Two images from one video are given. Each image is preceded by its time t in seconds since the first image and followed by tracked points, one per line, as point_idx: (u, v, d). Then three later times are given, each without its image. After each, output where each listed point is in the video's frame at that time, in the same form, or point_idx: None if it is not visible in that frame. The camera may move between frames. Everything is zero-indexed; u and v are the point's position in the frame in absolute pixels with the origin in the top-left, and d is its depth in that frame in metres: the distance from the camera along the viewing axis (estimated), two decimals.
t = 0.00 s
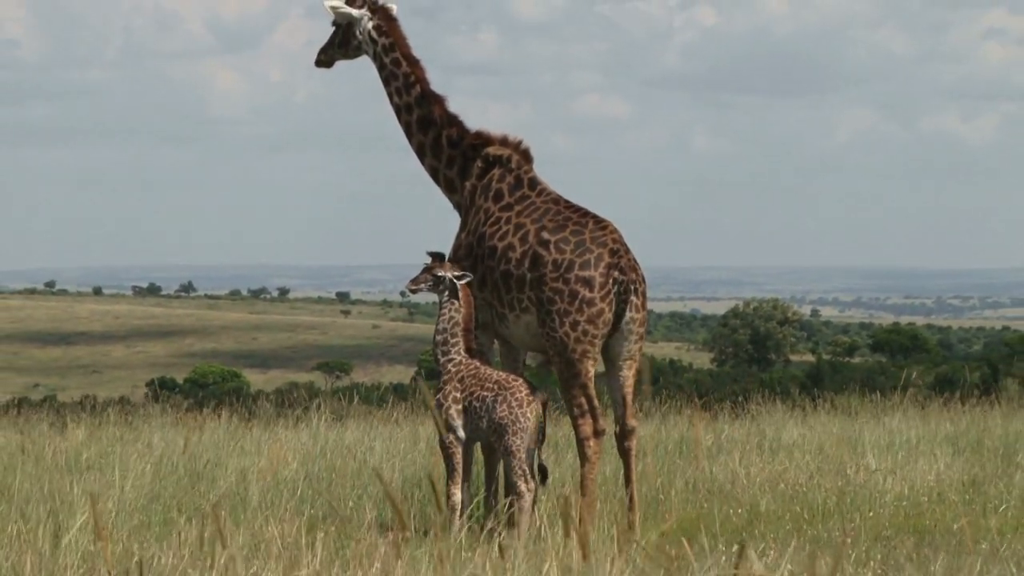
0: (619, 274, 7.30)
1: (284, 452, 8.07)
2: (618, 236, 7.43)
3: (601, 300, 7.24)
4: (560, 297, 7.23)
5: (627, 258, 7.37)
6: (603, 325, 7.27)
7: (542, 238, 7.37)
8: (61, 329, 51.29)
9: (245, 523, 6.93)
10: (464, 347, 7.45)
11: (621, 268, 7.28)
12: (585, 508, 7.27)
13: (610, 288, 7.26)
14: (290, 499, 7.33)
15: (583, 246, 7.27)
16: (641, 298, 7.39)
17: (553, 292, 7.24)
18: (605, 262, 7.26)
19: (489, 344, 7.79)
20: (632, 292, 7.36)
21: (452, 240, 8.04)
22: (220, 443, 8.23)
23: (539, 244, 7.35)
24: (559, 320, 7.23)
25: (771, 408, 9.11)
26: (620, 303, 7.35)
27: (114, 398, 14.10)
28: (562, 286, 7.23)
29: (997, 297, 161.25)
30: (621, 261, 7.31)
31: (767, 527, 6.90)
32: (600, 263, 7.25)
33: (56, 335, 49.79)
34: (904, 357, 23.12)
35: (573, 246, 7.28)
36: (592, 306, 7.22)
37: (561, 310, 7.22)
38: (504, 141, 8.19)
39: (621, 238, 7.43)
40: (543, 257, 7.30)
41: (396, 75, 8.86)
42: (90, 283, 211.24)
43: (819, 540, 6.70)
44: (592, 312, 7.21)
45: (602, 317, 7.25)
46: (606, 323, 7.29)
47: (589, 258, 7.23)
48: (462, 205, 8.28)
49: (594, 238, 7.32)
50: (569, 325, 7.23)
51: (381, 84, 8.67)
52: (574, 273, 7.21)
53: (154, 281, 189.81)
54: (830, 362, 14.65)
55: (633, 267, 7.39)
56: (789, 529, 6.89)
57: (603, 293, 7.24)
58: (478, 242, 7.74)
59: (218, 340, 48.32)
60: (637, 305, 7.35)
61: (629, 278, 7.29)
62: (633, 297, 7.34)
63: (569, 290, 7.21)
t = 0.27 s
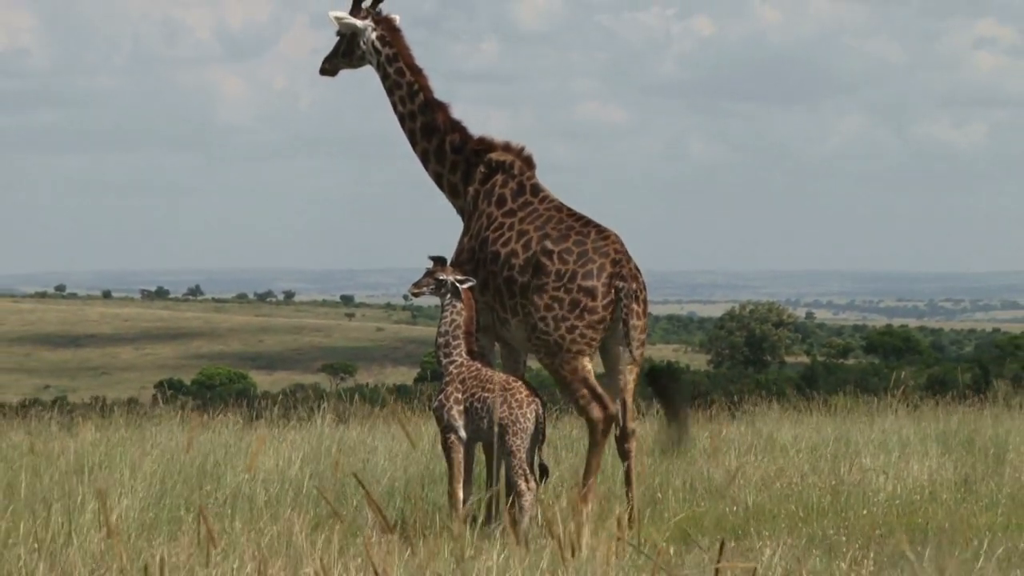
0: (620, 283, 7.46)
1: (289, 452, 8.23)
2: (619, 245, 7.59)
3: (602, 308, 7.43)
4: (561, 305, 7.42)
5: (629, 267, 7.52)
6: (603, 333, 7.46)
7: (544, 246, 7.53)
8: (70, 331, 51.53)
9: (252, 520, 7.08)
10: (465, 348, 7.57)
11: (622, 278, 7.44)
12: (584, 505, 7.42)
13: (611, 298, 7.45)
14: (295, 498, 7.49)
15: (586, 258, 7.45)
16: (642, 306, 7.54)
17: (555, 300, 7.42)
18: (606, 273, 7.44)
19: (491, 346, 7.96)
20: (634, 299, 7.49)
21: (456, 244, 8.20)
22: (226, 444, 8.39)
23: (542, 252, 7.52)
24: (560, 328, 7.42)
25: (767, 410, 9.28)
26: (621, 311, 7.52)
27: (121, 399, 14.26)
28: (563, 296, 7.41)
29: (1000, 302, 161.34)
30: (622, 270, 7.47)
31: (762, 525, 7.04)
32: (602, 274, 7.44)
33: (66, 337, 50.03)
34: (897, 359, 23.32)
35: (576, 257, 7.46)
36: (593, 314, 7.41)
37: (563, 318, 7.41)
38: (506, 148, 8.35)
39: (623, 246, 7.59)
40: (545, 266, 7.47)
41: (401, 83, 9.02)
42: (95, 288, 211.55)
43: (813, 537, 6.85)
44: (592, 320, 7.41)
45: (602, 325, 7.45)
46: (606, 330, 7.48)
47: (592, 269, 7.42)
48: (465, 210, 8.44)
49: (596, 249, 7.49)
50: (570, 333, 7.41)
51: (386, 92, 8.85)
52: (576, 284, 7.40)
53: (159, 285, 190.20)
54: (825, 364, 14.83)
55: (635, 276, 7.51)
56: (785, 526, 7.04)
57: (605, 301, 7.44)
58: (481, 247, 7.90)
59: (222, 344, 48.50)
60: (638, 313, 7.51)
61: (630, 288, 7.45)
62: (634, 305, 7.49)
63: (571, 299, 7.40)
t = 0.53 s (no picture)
0: (617, 283, 7.61)
1: (294, 451, 8.39)
2: (616, 245, 7.74)
3: (600, 307, 7.56)
4: (559, 304, 7.56)
5: (625, 268, 7.66)
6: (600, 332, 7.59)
7: (542, 247, 7.68)
8: (76, 331, 51.73)
9: (258, 517, 7.23)
10: (466, 348, 7.72)
11: (619, 278, 7.58)
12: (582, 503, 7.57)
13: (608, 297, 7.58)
14: (300, 495, 7.64)
15: (583, 257, 7.59)
16: (639, 305, 7.69)
17: (553, 299, 7.56)
18: (604, 272, 7.57)
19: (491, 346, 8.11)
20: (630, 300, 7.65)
21: (456, 246, 8.36)
22: (232, 442, 8.55)
23: (540, 253, 7.67)
24: (558, 326, 7.56)
25: (763, 410, 9.43)
26: (619, 310, 7.66)
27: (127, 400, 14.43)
28: (561, 295, 7.55)
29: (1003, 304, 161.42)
30: (619, 271, 7.61)
31: (757, 523, 7.18)
32: (599, 274, 7.56)
33: (73, 338, 50.24)
34: (893, 360, 23.51)
35: (573, 257, 7.60)
36: (590, 313, 7.54)
37: (561, 317, 7.55)
38: (506, 152, 8.50)
39: (620, 247, 7.74)
40: (543, 265, 7.62)
41: (403, 86, 9.17)
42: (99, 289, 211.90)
43: (807, 535, 6.98)
44: (590, 319, 7.54)
45: (599, 324, 7.58)
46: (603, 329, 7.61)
47: (589, 268, 7.55)
48: (466, 213, 8.60)
49: (593, 249, 7.63)
50: (568, 332, 7.56)
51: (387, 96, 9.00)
52: (575, 284, 7.53)
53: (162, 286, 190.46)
54: (820, 365, 15.00)
55: (632, 276, 7.67)
56: (780, 524, 7.18)
57: (604, 300, 7.55)
58: (480, 249, 8.05)
59: (227, 345, 48.69)
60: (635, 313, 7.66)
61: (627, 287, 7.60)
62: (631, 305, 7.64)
63: (569, 298, 7.54)
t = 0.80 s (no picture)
0: (613, 288, 7.69)
1: (295, 454, 8.46)
2: (611, 251, 7.81)
3: (594, 312, 7.63)
4: (555, 308, 7.63)
5: (621, 272, 7.74)
6: (596, 336, 7.66)
7: (539, 251, 7.75)
8: (78, 334, 51.82)
9: (261, 518, 7.31)
10: (466, 351, 7.79)
11: (615, 283, 7.66)
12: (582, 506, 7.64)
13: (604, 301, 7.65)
14: (301, 497, 7.72)
15: (579, 261, 7.66)
16: (635, 310, 7.76)
17: (550, 303, 7.63)
18: (599, 277, 7.65)
19: (489, 350, 8.17)
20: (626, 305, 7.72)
21: (454, 250, 8.43)
22: (234, 445, 8.62)
23: (536, 257, 7.74)
24: (555, 330, 7.63)
25: (760, 413, 9.51)
26: (614, 315, 7.74)
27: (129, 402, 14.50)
28: (558, 298, 7.62)
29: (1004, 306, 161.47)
30: (614, 276, 7.69)
31: (755, 523, 7.25)
32: (594, 278, 7.64)
33: (75, 341, 50.33)
34: (888, 362, 23.58)
35: (569, 261, 7.67)
36: (586, 317, 7.62)
37: (557, 321, 7.62)
38: (503, 157, 8.57)
39: (615, 252, 7.81)
40: (539, 269, 7.69)
41: (404, 92, 9.25)
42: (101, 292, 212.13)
43: (804, 535, 7.05)
44: (585, 323, 7.62)
45: (595, 328, 7.65)
46: (600, 333, 7.68)
47: (585, 273, 7.63)
48: (464, 218, 8.67)
49: (588, 253, 7.71)
50: (564, 336, 7.63)
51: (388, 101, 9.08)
52: (570, 288, 7.61)
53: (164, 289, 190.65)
54: (816, 366, 15.07)
55: (627, 281, 7.74)
56: (777, 524, 7.26)
57: (598, 306, 7.64)
58: (478, 253, 8.13)
59: (229, 347, 48.78)
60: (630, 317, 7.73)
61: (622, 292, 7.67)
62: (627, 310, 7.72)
63: (565, 302, 7.61)
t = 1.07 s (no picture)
0: (607, 286, 7.67)
1: (296, 456, 8.46)
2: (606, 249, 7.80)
3: (589, 309, 7.60)
4: (551, 307, 7.60)
5: (616, 271, 7.72)
6: (592, 334, 7.63)
7: (534, 250, 7.74)
8: (80, 336, 51.83)
9: (262, 520, 7.30)
10: (467, 354, 7.79)
11: (610, 281, 7.64)
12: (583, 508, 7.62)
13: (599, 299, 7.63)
14: (302, 499, 7.71)
15: (574, 259, 7.64)
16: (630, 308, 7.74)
17: (546, 302, 7.61)
18: (594, 274, 7.63)
19: (488, 353, 8.15)
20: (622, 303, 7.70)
21: (453, 252, 8.43)
22: (235, 446, 8.62)
23: (532, 255, 7.73)
24: (551, 329, 7.60)
25: (761, 415, 9.51)
26: (610, 314, 7.71)
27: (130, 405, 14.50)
28: (553, 296, 7.59)
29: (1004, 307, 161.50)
30: (609, 273, 7.67)
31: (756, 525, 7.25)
32: (589, 276, 7.62)
33: (77, 343, 50.34)
34: (889, 364, 23.60)
35: (564, 259, 7.65)
36: (581, 315, 7.59)
37: (553, 319, 7.58)
38: (502, 158, 8.57)
39: (610, 250, 7.80)
40: (535, 267, 7.67)
41: (403, 95, 9.25)
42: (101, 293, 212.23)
43: (806, 538, 7.05)
44: (581, 321, 7.58)
45: (591, 326, 7.61)
46: (596, 332, 7.65)
47: (579, 270, 7.60)
48: (463, 220, 8.67)
49: (583, 251, 7.69)
50: (561, 334, 7.60)
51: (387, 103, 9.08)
52: (565, 286, 7.58)
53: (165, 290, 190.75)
54: (816, 369, 15.08)
55: (622, 279, 7.72)
56: (779, 527, 7.25)
57: (593, 304, 7.60)
58: (476, 254, 8.13)
59: (230, 349, 48.80)
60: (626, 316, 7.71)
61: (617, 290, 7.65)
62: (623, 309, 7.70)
63: (560, 300, 7.57)
